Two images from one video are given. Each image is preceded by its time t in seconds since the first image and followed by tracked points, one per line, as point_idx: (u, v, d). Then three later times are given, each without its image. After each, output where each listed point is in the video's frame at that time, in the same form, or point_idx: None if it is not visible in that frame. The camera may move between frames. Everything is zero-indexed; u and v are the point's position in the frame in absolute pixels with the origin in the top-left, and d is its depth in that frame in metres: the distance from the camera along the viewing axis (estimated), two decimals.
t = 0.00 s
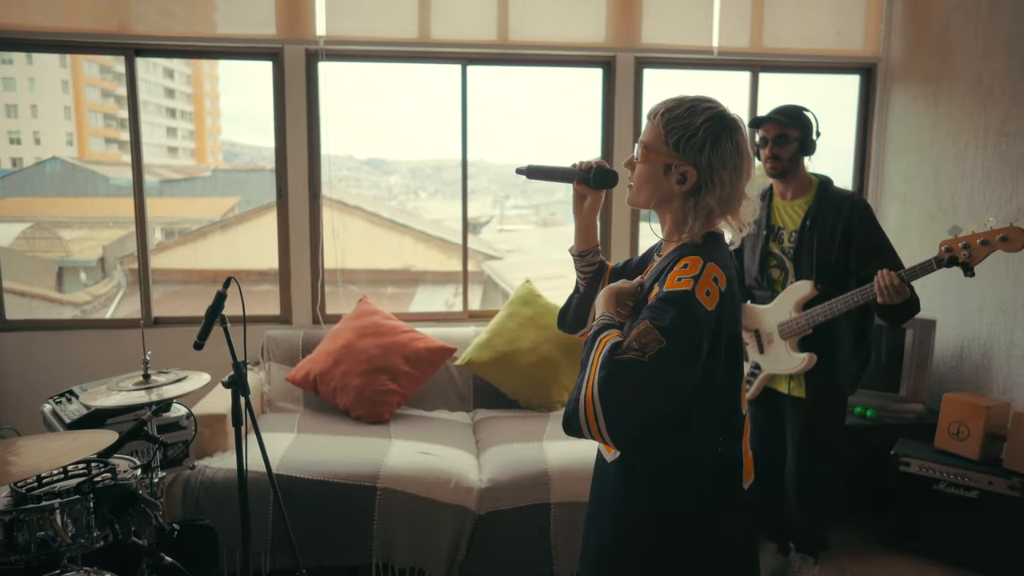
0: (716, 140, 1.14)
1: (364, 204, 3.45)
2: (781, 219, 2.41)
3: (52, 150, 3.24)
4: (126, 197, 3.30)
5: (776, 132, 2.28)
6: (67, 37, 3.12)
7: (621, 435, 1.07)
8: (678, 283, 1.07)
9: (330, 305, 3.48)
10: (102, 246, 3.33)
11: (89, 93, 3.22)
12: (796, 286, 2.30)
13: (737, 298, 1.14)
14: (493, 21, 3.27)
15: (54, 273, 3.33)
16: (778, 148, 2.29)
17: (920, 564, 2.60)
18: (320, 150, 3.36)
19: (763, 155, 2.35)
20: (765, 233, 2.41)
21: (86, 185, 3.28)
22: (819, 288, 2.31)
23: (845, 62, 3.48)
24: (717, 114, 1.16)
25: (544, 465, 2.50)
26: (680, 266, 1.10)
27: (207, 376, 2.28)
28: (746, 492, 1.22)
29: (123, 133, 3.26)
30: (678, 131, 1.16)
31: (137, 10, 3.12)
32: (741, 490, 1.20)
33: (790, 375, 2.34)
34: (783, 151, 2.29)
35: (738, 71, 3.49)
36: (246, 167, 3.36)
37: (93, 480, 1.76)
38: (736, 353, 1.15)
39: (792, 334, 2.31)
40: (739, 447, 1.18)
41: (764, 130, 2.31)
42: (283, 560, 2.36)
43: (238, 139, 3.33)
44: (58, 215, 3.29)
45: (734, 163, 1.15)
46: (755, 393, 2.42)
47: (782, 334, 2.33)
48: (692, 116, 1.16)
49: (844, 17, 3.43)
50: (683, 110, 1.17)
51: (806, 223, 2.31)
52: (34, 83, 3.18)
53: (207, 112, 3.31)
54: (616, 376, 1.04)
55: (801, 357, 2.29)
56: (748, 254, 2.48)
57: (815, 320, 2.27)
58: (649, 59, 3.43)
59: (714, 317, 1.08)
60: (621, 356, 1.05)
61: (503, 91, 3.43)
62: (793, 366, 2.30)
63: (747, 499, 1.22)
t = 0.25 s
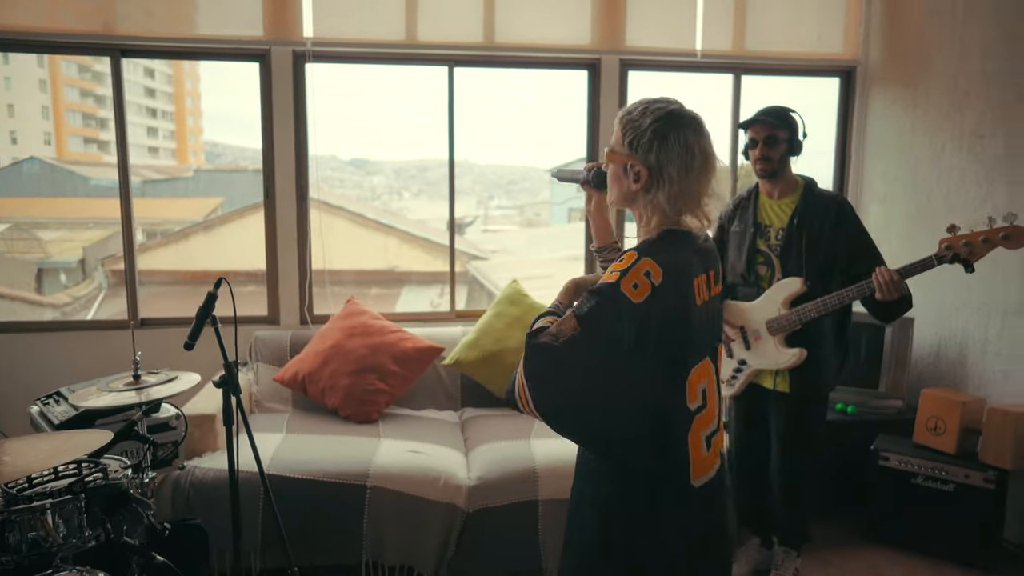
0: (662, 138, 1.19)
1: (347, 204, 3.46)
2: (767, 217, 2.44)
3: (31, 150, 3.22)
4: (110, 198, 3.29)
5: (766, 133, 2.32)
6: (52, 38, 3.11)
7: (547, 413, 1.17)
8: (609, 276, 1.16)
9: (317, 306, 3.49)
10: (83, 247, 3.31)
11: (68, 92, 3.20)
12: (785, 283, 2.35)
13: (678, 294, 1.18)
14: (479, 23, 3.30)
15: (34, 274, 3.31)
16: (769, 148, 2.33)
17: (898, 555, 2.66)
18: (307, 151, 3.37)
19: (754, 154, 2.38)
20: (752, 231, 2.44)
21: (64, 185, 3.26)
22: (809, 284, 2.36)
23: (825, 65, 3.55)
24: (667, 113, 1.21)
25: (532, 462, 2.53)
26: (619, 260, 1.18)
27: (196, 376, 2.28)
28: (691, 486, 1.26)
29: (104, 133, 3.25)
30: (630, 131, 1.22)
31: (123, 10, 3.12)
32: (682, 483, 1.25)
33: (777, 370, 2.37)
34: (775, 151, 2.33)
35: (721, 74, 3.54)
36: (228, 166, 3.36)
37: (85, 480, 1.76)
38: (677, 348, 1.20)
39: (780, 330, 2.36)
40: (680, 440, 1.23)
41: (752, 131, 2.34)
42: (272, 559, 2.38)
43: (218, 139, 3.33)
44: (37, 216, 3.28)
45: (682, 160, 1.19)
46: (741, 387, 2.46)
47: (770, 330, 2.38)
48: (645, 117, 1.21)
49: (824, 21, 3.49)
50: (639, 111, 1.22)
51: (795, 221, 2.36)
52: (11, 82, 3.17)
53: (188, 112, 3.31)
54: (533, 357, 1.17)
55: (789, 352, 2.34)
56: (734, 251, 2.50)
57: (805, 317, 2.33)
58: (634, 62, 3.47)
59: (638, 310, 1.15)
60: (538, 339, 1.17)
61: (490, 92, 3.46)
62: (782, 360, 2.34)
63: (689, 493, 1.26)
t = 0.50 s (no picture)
0: (617, 140, 1.27)
1: (332, 204, 3.47)
2: (754, 217, 2.49)
3: (8, 149, 3.20)
4: (94, 198, 3.27)
5: (767, 137, 2.36)
6: (34, 37, 3.09)
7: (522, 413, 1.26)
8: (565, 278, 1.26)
9: (304, 305, 3.49)
10: (63, 247, 3.29)
11: (46, 91, 3.18)
12: (773, 282, 2.39)
13: (626, 293, 1.26)
14: (465, 25, 3.32)
15: (12, 275, 3.29)
16: (769, 151, 2.38)
17: (878, 548, 2.71)
18: (293, 151, 3.37)
19: (751, 157, 2.41)
20: (739, 231, 2.49)
21: (42, 185, 3.25)
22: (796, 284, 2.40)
23: (806, 67, 3.60)
24: (624, 116, 1.29)
25: (519, 459, 2.56)
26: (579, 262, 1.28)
27: (184, 376, 2.29)
28: (644, 484, 1.29)
29: (83, 132, 3.22)
30: (591, 136, 1.32)
31: (107, 10, 3.10)
32: (633, 479, 1.29)
33: (763, 367, 2.42)
34: (775, 155, 2.37)
35: (704, 75, 3.59)
36: (211, 166, 3.35)
37: (75, 480, 1.76)
38: (627, 345, 1.27)
39: (769, 329, 2.39)
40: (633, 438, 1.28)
41: (750, 134, 2.37)
42: (263, 558, 2.39)
43: (202, 138, 3.33)
44: (15, 217, 3.25)
45: (636, 158, 1.26)
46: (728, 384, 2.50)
47: (758, 329, 2.41)
48: (603, 122, 1.30)
49: (805, 24, 3.55)
50: (599, 116, 1.31)
51: (783, 222, 2.41)
52: None
53: (170, 112, 3.30)
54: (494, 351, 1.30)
55: (778, 351, 2.38)
56: (721, 251, 2.55)
57: (796, 314, 2.35)
58: (619, 63, 3.50)
59: (587, 309, 1.24)
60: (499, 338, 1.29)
61: (476, 93, 3.48)
62: (771, 359, 2.38)
63: (643, 490, 1.29)
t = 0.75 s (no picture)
0: (577, 141, 1.30)
1: (316, 204, 3.46)
2: (738, 217, 2.53)
3: None
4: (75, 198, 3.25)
5: (764, 146, 2.39)
6: (13, 35, 3.06)
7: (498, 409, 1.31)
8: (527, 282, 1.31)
9: (289, 306, 3.48)
10: (42, 248, 3.26)
11: (23, 88, 3.15)
12: (756, 281, 2.42)
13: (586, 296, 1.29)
14: (449, 25, 3.33)
15: None
16: (766, 159, 2.41)
17: (858, 542, 2.75)
18: (278, 151, 3.37)
19: (746, 163, 2.42)
20: (723, 231, 2.52)
21: (18, 185, 3.21)
22: (780, 283, 2.43)
23: (788, 68, 3.64)
24: (586, 118, 1.32)
25: (505, 458, 2.57)
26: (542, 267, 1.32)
27: (168, 377, 2.28)
28: (601, 487, 1.30)
29: (62, 131, 3.19)
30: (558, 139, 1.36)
31: (87, 8, 3.08)
32: (590, 481, 1.31)
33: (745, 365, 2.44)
34: (771, 162, 2.41)
35: (687, 76, 3.62)
36: (192, 165, 3.34)
37: (59, 481, 1.75)
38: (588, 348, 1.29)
39: (751, 327, 2.41)
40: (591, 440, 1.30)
41: (747, 142, 2.38)
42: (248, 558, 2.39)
43: (183, 137, 3.31)
44: None
45: (593, 156, 1.28)
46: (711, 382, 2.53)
47: (741, 327, 2.43)
48: (567, 124, 1.34)
49: (786, 25, 3.59)
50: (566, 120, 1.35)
51: (767, 223, 2.45)
52: None
53: (151, 110, 3.28)
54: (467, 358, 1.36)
55: (761, 349, 2.41)
56: (704, 251, 2.58)
57: (779, 313, 2.38)
58: (603, 64, 3.52)
59: (545, 312, 1.27)
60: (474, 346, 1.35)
61: (460, 93, 3.49)
62: (753, 357, 2.41)
63: (601, 493, 1.31)
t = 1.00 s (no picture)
0: (555, 136, 1.31)
1: (299, 204, 3.44)
2: (719, 216, 2.55)
3: None
4: (53, 197, 3.21)
5: (745, 145, 2.41)
6: None
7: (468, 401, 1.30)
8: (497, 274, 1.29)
9: (272, 306, 3.46)
10: (18, 248, 3.21)
11: None
12: (736, 279, 2.44)
13: (554, 293, 1.27)
14: (432, 25, 3.33)
15: None
16: (747, 158, 2.43)
17: (839, 537, 2.79)
18: (260, 150, 3.35)
19: (726, 163, 2.44)
20: (704, 229, 2.54)
21: None
22: (760, 281, 2.46)
23: (769, 69, 3.68)
24: (568, 115, 1.33)
25: (490, 457, 2.58)
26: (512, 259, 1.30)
27: (149, 378, 2.26)
28: (554, 484, 1.29)
29: (39, 130, 3.15)
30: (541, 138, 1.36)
31: (65, 6, 3.04)
32: (543, 478, 1.30)
33: (726, 362, 2.47)
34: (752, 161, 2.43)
35: (669, 76, 3.65)
36: (173, 164, 3.30)
37: (39, 485, 1.72)
38: (553, 346, 1.27)
39: (730, 324, 2.44)
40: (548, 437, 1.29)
41: (727, 142, 2.41)
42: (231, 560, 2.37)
43: (164, 136, 3.28)
44: None
45: (576, 149, 1.29)
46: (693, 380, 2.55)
47: (721, 324, 2.46)
48: (549, 124, 1.35)
49: (767, 26, 3.62)
50: (549, 120, 1.36)
51: (748, 221, 2.47)
52: None
53: (131, 109, 3.24)
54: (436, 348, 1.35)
55: (740, 345, 2.43)
56: (686, 249, 2.60)
57: (759, 310, 2.41)
58: (585, 64, 3.54)
59: (511, 305, 1.26)
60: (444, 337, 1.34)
61: (443, 92, 3.48)
62: (734, 353, 2.43)
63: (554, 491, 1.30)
